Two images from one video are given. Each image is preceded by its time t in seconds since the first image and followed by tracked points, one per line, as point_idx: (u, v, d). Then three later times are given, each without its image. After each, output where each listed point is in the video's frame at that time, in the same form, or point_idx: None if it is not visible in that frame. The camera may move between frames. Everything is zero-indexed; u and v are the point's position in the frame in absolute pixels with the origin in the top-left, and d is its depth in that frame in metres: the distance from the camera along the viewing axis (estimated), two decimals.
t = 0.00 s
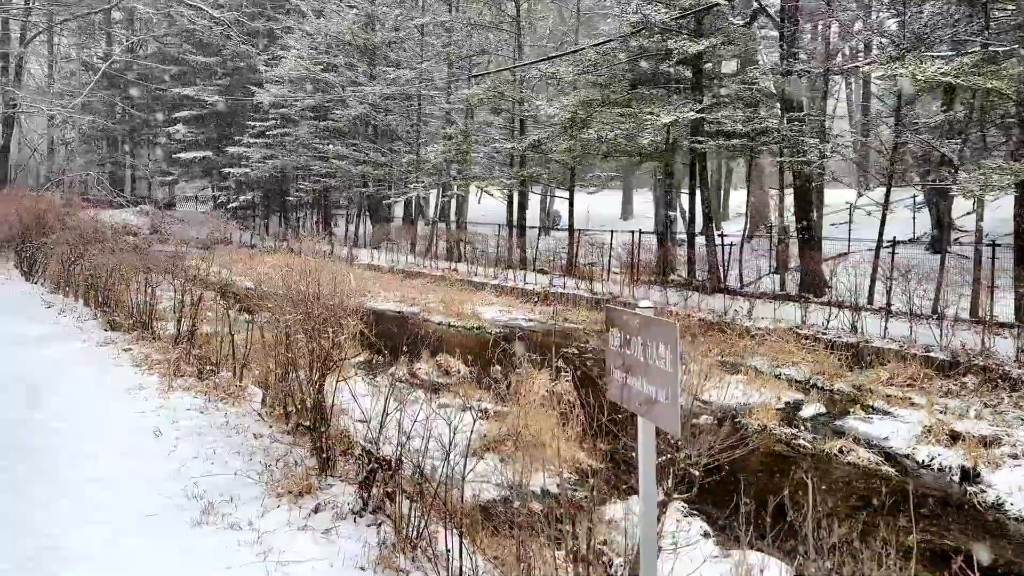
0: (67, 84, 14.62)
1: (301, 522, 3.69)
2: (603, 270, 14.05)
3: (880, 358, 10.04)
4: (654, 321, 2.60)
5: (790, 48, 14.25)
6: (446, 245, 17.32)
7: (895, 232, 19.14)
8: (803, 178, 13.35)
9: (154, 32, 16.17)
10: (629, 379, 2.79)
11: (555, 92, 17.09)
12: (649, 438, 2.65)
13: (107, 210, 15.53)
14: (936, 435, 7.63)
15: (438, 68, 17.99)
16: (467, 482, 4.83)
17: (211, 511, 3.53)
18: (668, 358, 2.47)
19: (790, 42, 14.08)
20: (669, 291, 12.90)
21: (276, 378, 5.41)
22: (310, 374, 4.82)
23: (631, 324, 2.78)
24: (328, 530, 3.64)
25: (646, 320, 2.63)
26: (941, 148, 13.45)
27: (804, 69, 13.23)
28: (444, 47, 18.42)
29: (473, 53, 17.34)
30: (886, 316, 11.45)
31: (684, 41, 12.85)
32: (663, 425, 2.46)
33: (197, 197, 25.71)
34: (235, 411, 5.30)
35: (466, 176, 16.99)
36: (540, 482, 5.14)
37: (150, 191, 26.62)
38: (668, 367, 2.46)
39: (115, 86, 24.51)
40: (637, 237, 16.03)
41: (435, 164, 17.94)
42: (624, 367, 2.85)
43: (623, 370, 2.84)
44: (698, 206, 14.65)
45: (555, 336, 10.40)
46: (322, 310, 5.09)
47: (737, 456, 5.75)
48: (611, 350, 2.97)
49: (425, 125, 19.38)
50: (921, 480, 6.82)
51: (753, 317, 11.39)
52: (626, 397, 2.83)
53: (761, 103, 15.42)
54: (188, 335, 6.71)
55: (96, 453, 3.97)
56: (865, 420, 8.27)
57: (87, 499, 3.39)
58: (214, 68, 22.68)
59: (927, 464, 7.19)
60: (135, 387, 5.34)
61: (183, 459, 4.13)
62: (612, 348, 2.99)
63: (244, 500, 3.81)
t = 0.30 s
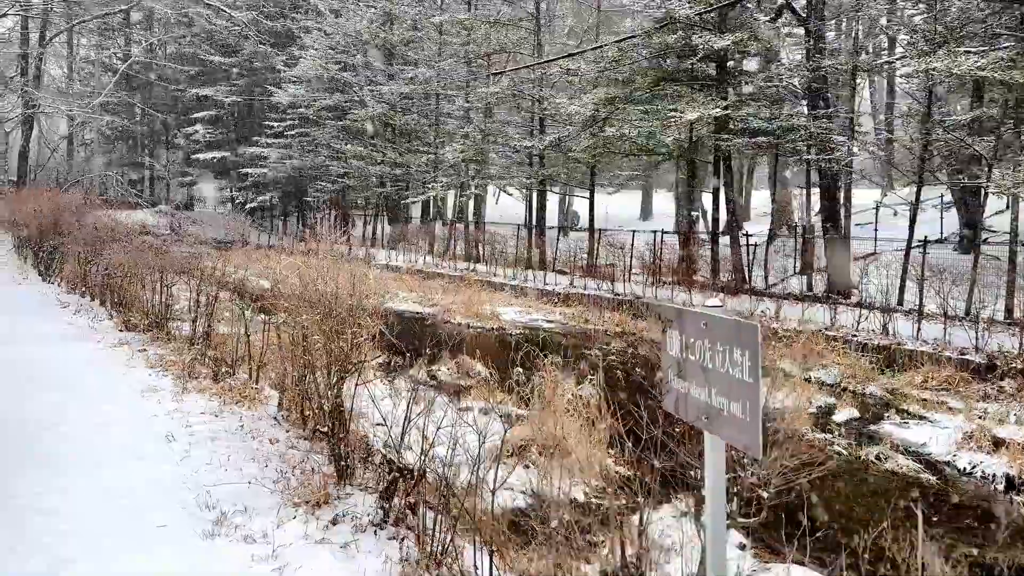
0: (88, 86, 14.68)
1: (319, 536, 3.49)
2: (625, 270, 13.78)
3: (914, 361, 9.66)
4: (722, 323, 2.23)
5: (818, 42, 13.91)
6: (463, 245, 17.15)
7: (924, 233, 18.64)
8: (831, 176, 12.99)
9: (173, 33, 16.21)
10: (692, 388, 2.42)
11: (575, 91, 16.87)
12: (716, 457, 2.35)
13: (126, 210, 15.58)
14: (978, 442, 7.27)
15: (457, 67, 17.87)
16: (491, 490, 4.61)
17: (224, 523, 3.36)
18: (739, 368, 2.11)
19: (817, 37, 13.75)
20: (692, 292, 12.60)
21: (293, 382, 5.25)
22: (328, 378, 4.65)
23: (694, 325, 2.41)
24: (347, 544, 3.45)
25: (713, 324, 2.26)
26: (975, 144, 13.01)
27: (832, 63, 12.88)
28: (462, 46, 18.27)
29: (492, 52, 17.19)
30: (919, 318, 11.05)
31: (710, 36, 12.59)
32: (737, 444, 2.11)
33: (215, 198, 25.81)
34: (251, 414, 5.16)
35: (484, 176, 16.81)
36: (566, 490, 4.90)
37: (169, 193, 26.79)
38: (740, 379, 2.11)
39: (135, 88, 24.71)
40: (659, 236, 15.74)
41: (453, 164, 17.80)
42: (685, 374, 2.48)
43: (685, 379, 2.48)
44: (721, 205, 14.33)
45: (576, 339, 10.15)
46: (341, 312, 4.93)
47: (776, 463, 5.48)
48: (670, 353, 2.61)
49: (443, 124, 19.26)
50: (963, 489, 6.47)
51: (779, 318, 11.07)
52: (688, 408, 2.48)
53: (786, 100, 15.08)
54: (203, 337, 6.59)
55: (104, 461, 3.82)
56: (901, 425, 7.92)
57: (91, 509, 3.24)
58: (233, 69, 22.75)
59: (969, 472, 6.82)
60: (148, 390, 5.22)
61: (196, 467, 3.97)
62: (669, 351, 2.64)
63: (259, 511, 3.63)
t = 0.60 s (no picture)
0: (107, 87, 14.71)
1: (344, 561, 3.30)
2: (648, 271, 13.51)
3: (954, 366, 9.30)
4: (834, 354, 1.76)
5: (848, 38, 13.55)
6: (482, 245, 16.96)
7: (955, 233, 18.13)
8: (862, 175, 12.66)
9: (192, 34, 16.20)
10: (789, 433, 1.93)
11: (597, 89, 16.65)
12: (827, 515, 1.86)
13: (145, 210, 15.60)
14: None
15: (477, 66, 17.72)
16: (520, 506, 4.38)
17: (242, 545, 3.19)
18: (862, 411, 1.64)
19: (848, 31, 13.38)
20: (718, 292, 12.30)
21: (314, 391, 5.07)
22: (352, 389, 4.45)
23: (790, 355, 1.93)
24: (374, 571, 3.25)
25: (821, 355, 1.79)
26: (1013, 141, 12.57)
27: (863, 60, 12.50)
28: (481, 45, 18.09)
29: (513, 50, 17.02)
30: (957, 321, 10.64)
31: (738, 32, 12.30)
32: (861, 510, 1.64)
33: (234, 198, 25.87)
34: (270, 425, 5.00)
35: (504, 177, 16.63)
36: (599, 506, 4.66)
37: (188, 193, 26.91)
38: (863, 426, 1.63)
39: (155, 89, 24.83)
40: (681, 237, 15.45)
41: (472, 164, 17.62)
42: (777, 415, 1.99)
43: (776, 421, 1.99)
44: (747, 204, 14.02)
45: (600, 343, 9.89)
46: (364, 319, 4.75)
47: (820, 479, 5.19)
48: (759, 378, 2.09)
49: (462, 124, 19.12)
50: (1014, 502, 6.15)
51: (810, 320, 10.76)
52: (784, 451, 1.97)
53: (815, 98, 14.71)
54: (222, 343, 6.46)
55: (119, 472, 3.67)
56: (943, 434, 7.58)
57: (104, 523, 3.08)
58: (252, 69, 22.79)
59: (1018, 485, 6.44)
60: (164, 397, 5.09)
61: (214, 482, 3.81)
62: (753, 385, 2.14)
63: (280, 532, 3.46)
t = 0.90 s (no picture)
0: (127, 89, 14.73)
1: None
2: (673, 272, 13.22)
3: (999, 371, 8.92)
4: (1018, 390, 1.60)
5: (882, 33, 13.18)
6: (502, 246, 16.75)
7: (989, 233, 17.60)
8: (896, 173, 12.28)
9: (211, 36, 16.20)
10: (937, 467, 1.80)
11: (620, 88, 16.40)
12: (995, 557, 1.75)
13: (165, 211, 15.56)
14: None
15: (498, 66, 17.55)
16: (556, 523, 4.15)
17: (270, 566, 3.01)
18: None
19: (881, 26, 13.01)
20: (746, 294, 11.98)
21: (341, 398, 4.87)
22: (383, 396, 4.25)
23: (945, 383, 1.78)
24: None
25: (1000, 392, 1.63)
26: None
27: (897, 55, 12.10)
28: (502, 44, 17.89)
29: (534, 49, 16.83)
30: (999, 324, 10.25)
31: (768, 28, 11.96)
32: None
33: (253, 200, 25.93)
34: (295, 431, 4.85)
35: (525, 177, 16.42)
36: (637, 521, 4.41)
37: (207, 194, 27.00)
38: None
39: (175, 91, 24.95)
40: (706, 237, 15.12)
41: (493, 164, 17.44)
42: (916, 444, 1.86)
43: (916, 450, 1.86)
44: (775, 204, 13.68)
45: (627, 347, 9.61)
46: (395, 323, 4.56)
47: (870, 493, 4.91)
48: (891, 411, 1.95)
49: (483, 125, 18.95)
50: None
51: (844, 323, 10.43)
52: (925, 487, 1.86)
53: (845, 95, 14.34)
54: (245, 347, 6.31)
55: (139, 483, 3.56)
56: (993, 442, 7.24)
57: (124, 545, 2.91)
58: (272, 71, 22.81)
59: None
60: (187, 403, 4.98)
61: (241, 496, 3.64)
62: (888, 409, 1.98)
63: (311, 551, 3.27)
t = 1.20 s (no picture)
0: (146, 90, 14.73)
1: None
2: (697, 274, 12.95)
3: None
4: None
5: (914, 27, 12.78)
6: (522, 247, 16.57)
7: None
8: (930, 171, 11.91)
9: (230, 37, 16.19)
10: None
11: (641, 86, 16.13)
12: None
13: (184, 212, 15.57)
14: None
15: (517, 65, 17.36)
16: (585, 543, 3.95)
17: None
18: None
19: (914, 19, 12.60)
20: (773, 296, 11.68)
21: (362, 409, 4.71)
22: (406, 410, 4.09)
23: None
24: None
25: None
26: None
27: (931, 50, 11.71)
28: (522, 43, 17.70)
29: (554, 47, 16.62)
30: None
31: (797, 24, 11.57)
32: None
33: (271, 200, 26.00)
34: (312, 442, 4.70)
35: (544, 177, 16.22)
36: (670, 539, 4.20)
37: (226, 195, 27.12)
38: None
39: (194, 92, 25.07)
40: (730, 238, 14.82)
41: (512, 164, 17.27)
42: None
43: None
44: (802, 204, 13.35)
45: (650, 351, 9.37)
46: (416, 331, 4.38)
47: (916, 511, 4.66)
48: None
49: (501, 124, 18.77)
50: None
51: (876, 326, 10.10)
52: None
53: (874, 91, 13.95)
54: (263, 352, 6.18)
55: (148, 498, 3.42)
56: None
57: (130, 564, 2.79)
58: (291, 71, 22.82)
59: None
60: (202, 411, 4.88)
61: (255, 515, 3.50)
62: None
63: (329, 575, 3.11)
